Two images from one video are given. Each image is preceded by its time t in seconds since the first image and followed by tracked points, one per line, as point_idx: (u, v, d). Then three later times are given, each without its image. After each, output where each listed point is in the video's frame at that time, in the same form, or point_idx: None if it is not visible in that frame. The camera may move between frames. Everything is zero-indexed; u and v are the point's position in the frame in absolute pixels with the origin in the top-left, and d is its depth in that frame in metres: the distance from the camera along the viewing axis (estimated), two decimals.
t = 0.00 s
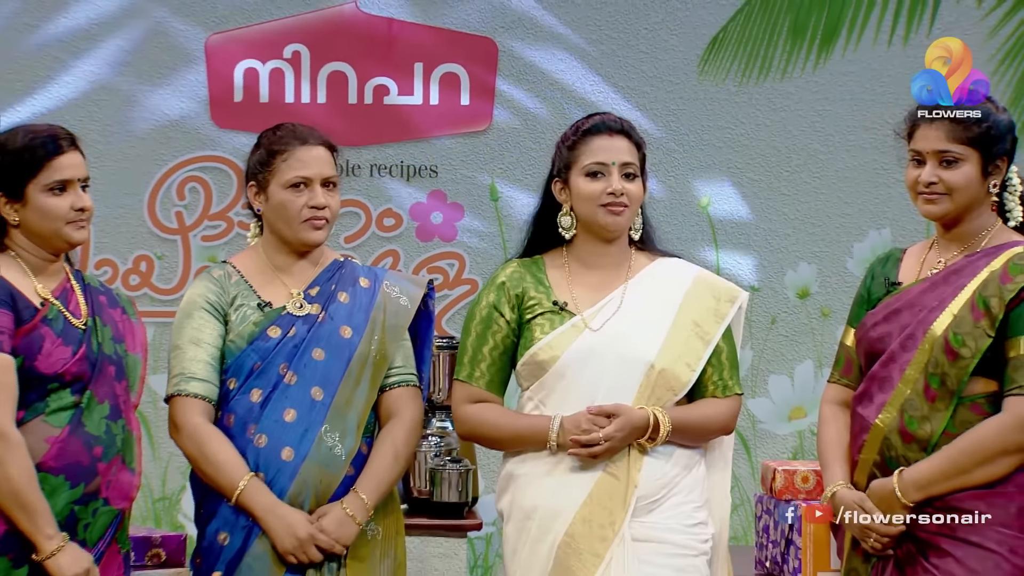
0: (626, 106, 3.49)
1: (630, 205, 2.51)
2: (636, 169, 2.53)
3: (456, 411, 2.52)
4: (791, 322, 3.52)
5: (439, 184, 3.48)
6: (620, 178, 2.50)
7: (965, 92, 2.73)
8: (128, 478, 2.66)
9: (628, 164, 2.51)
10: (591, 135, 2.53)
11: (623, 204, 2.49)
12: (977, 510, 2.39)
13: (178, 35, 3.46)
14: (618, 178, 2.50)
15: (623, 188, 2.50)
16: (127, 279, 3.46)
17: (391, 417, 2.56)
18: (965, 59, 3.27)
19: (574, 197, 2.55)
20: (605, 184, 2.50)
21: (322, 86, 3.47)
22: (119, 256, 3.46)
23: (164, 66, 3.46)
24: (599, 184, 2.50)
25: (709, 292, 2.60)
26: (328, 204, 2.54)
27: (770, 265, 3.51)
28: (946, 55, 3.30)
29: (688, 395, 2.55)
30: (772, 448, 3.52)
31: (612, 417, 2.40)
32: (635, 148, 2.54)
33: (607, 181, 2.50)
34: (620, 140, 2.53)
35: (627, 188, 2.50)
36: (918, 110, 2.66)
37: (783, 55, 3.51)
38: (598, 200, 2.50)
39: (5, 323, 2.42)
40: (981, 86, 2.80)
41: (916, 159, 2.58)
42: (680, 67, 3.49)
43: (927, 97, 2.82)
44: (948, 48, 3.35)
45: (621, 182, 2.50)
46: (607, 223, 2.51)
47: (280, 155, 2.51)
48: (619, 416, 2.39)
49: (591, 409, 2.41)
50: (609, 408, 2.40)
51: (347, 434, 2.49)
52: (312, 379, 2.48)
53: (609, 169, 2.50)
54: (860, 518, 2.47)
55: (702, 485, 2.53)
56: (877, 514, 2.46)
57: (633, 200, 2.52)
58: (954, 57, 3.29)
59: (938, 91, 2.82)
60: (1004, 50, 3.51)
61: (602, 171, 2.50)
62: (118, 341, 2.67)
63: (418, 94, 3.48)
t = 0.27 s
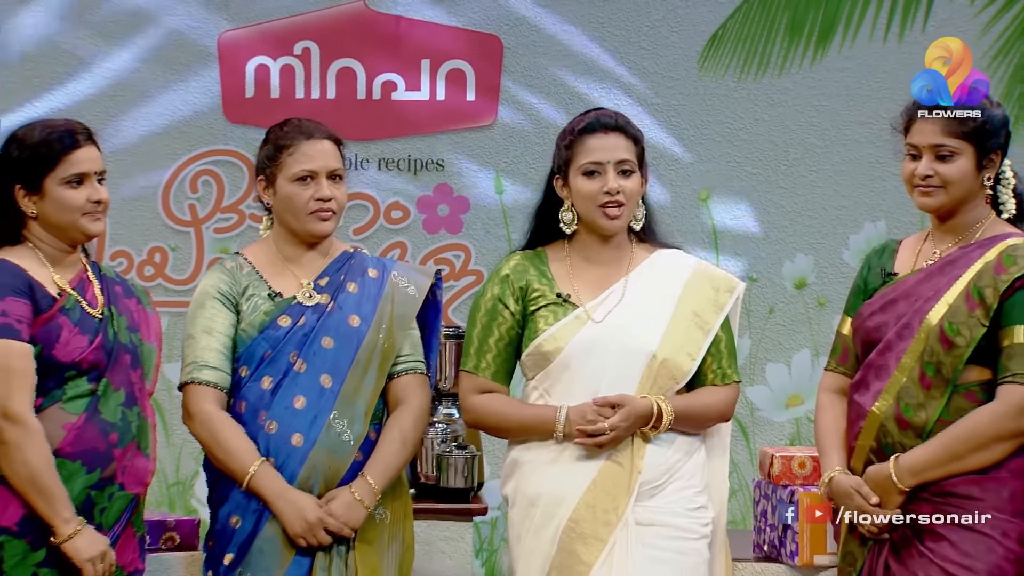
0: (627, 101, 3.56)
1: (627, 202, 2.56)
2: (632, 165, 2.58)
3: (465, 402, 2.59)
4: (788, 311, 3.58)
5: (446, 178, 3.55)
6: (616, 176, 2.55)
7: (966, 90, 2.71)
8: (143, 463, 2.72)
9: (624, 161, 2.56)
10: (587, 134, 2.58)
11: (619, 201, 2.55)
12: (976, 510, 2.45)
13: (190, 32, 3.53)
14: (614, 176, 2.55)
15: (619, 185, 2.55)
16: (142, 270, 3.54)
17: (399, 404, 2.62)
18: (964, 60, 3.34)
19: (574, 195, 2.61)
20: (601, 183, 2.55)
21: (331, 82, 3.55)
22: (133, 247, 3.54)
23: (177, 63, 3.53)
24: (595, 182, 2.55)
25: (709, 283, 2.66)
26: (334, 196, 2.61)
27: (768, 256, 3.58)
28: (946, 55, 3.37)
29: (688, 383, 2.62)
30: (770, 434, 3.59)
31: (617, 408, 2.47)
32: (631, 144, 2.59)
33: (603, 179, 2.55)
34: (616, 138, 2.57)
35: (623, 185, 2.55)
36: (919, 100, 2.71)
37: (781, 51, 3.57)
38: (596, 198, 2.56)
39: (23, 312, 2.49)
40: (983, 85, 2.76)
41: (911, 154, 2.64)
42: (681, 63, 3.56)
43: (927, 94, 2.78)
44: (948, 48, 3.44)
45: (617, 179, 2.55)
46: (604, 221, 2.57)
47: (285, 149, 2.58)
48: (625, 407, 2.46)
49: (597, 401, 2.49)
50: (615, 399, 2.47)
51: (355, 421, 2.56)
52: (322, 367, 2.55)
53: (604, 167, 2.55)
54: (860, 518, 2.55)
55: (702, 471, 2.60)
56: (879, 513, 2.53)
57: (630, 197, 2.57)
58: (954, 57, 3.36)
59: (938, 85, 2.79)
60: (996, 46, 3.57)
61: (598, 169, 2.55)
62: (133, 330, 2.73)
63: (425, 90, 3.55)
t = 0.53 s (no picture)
0: (629, 100, 3.62)
1: (619, 203, 2.58)
2: (623, 167, 2.60)
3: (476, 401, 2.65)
4: (787, 306, 3.64)
5: (452, 175, 3.61)
6: (606, 178, 2.57)
7: (967, 90, 2.73)
8: (156, 454, 2.78)
9: (614, 163, 2.58)
10: (579, 136, 2.61)
11: (610, 203, 2.57)
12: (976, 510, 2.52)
13: (202, 32, 3.59)
14: (605, 178, 2.58)
15: (610, 187, 2.58)
16: (155, 265, 3.61)
17: (407, 396, 2.69)
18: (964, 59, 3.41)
19: (569, 196, 2.65)
20: (592, 185, 2.58)
21: (340, 81, 3.61)
22: (147, 243, 3.60)
23: (189, 62, 3.59)
24: (587, 185, 2.59)
25: (709, 278, 2.72)
26: (343, 194, 2.67)
27: (768, 251, 3.63)
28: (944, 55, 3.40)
29: (689, 377, 2.68)
30: (769, 426, 3.65)
31: (624, 411, 2.52)
32: (623, 145, 2.60)
33: (594, 181, 2.58)
34: (606, 140, 2.59)
35: (614, 187, 2.57)
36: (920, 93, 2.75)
37: (781, 51, 3.63)
38: (588, 200, 2.59)
39: (39, 307, 2.54)
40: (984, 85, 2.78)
41: (910, 151, 2.70)
42: (682, 63, 3.62)
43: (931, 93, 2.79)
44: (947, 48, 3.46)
45: (608, 181, 2.58)
46: (596, 222, 2.60)
47: (295, 148, 2.64)
48: (632, 410, 2.52)
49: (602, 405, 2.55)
50: (622, 403, 2.52)
51: (364, 412, 2.63)
52: (331, 360, 2.61)
53: (595, 169, 2.58)
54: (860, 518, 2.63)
55: (705, 462, 2.66)
56: (879, 514, 2.60)
57: (622, 197, 2.59)
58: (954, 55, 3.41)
59: (939, 82, 2.80)
60: (990, 46, 3.63)
61: (589, 171, 2.58)
62: (147, 324, 2.80)
63: (432, 89, 3.61)
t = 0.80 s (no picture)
0: (628, 100, 3.68)
1: (620, 201, 2.65)
2: (624, 165, 2.66)
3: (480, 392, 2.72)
4: (784, 301, 3.71)
5: (457, 173, 3.68)
6: (607, 177, 2.64)
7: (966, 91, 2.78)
8: (168, 445, 2.85)
9: (615, 162, 2.64)
10: (579, 136, 2.68)
11: (611, 201, 2.64)
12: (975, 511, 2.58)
13: (213, 34, 3.66)
14: (605, 177, 2.65)
15: (611, 185, 2.65)
16: (167, 261, 3.68)
17: (414, 389, 2.77)
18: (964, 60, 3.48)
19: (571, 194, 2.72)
20: (593, 183, 2.65)
21: (348, 82, 3.68)
22: (159, 239, 3.68)
23: (201, 63, 3.67)
24: (588, 183, 2.66)
25: (709, 274, 2.78)
26: (350, 190, 2.74)
27: (766, 247, 3.70)
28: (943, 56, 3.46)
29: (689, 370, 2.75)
30: (766, 418, 3.72)
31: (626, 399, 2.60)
32: (623, 144, 2.66)
33: (595, 180, 2.65)
34: (607, 139, 2.65)
35: (615, 185, 2.64)
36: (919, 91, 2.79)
37: (777, 52, 3.70)
38: (589, 199, 2.66)
39: (56, 300, 2.62)
40: (982, 86, 2.83)
41: (906, 150, 2.76)
42: (681, 64, 3.68)
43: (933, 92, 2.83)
44: (946, 49, 3.53)
45: (609, 180, 2.64)
46: (597, 219, 2.67)
47: (303, 147, 2.71)
48: (635, 398, 2.59)
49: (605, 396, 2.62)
50: (624, 392, 2.59)
51: (372, 404, 2.70)
52: (340, 354, 2.69)
53: (595, 169, 2.65)
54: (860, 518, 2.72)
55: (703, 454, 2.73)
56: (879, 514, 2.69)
57: (622, 195, 2.66)
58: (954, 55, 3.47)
59: (939, 82, 2.84)
60: (981, 47, 3.70)
61: (590, 170, 2.65)
62: (160, 319, 2.87)
63: (437, 90, 3.68)
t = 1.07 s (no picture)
0: (625, 97, 3.75)
1: (614, 198, 2.71)
2: (619, 163, 2.71)
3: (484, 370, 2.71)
4: (777, 293, 3.78)
5: (459, 168, 3.75)
6: (602, 175, 2.69)
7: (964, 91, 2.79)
8: (179, 432, 2.93)
9: (610, 160, 2.69)
10: (576, 134, 2.72)
11: (605, 198, 2.70)
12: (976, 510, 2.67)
13: (222, 33, 3.74)
14: (600, 174, 2.70)
15: (605, 182, 2.70)
16: (177, 254, 3.77)
17: (417, 378, 2.84)
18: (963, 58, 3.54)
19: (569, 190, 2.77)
20: (588, 180, 2.70)
21: (353, 78, 3.75)
22: (169, 233, 3.76)
23: (209, 61, 3.74)
24: (584, 180, 2.71)
25: (706, 266, 2.85)
26: (355, 185, 2.81)
27: (760, 240, 3.77)
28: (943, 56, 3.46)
29: (686, 360, 2.82)
30: (760, 407, 3.80)
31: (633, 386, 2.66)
32: (619, 142, 2.70)
33: (590, 177, 2.70)
34: (603, 137, 2.69)
35: (609, 183, 2.69)
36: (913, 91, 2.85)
37: (771, 51, 3.77)
38: (585, 195, 2.72)
39: (70, 292, 2.70)
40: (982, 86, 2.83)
41: (898, 145, 2.80)
42: (676, 62, 3.75)
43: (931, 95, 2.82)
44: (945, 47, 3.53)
45: (603, 177, 2.69)
46: (593, 216, 2.73)
47: (309, 143, 2.78)
48: (641, 385, 2.65)
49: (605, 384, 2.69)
50: (632, 378, 2.65)
51: (376, 394, 2.78)
52: (345, 344, 2.77)
53: (590, 166, 2.69)
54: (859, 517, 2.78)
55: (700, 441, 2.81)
56: (877, 514, 2.76)
57: (616, 192, 2.71)
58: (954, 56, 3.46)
59: (939, 79, 2.84)
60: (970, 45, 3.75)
61: (585, 167, 2.70)
62: (170, 310, 2.94)
63: (440, 87, 3.75)
